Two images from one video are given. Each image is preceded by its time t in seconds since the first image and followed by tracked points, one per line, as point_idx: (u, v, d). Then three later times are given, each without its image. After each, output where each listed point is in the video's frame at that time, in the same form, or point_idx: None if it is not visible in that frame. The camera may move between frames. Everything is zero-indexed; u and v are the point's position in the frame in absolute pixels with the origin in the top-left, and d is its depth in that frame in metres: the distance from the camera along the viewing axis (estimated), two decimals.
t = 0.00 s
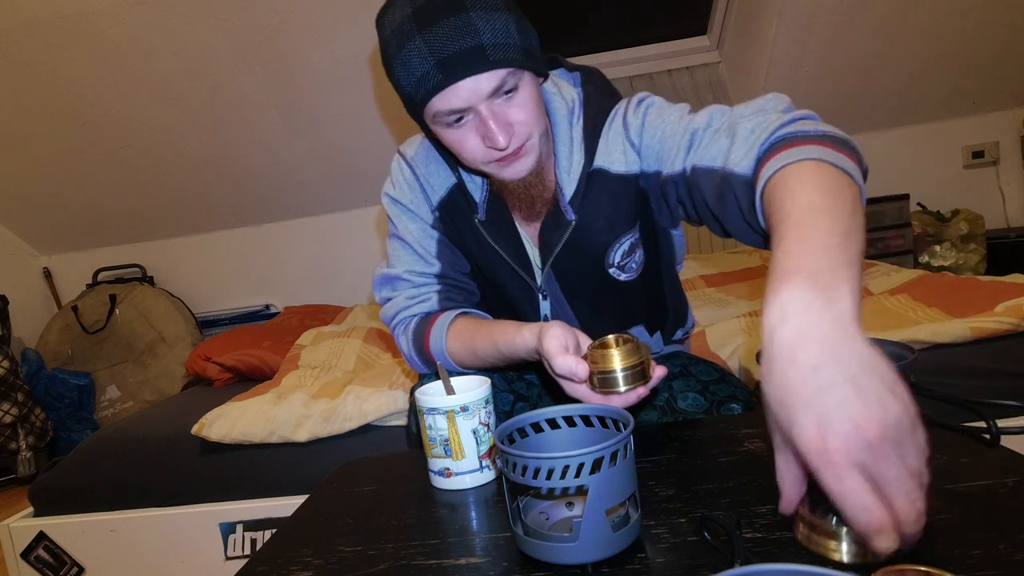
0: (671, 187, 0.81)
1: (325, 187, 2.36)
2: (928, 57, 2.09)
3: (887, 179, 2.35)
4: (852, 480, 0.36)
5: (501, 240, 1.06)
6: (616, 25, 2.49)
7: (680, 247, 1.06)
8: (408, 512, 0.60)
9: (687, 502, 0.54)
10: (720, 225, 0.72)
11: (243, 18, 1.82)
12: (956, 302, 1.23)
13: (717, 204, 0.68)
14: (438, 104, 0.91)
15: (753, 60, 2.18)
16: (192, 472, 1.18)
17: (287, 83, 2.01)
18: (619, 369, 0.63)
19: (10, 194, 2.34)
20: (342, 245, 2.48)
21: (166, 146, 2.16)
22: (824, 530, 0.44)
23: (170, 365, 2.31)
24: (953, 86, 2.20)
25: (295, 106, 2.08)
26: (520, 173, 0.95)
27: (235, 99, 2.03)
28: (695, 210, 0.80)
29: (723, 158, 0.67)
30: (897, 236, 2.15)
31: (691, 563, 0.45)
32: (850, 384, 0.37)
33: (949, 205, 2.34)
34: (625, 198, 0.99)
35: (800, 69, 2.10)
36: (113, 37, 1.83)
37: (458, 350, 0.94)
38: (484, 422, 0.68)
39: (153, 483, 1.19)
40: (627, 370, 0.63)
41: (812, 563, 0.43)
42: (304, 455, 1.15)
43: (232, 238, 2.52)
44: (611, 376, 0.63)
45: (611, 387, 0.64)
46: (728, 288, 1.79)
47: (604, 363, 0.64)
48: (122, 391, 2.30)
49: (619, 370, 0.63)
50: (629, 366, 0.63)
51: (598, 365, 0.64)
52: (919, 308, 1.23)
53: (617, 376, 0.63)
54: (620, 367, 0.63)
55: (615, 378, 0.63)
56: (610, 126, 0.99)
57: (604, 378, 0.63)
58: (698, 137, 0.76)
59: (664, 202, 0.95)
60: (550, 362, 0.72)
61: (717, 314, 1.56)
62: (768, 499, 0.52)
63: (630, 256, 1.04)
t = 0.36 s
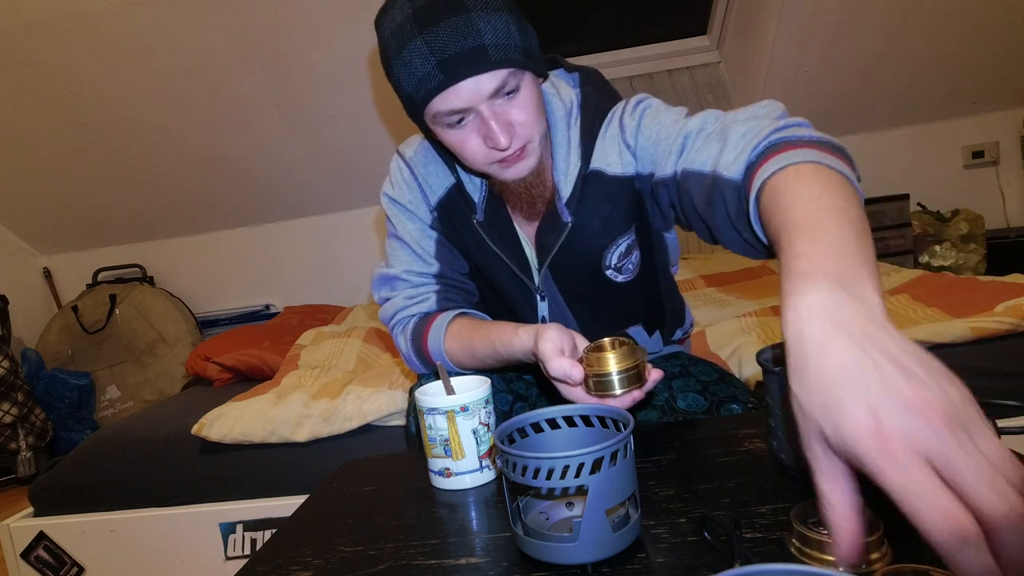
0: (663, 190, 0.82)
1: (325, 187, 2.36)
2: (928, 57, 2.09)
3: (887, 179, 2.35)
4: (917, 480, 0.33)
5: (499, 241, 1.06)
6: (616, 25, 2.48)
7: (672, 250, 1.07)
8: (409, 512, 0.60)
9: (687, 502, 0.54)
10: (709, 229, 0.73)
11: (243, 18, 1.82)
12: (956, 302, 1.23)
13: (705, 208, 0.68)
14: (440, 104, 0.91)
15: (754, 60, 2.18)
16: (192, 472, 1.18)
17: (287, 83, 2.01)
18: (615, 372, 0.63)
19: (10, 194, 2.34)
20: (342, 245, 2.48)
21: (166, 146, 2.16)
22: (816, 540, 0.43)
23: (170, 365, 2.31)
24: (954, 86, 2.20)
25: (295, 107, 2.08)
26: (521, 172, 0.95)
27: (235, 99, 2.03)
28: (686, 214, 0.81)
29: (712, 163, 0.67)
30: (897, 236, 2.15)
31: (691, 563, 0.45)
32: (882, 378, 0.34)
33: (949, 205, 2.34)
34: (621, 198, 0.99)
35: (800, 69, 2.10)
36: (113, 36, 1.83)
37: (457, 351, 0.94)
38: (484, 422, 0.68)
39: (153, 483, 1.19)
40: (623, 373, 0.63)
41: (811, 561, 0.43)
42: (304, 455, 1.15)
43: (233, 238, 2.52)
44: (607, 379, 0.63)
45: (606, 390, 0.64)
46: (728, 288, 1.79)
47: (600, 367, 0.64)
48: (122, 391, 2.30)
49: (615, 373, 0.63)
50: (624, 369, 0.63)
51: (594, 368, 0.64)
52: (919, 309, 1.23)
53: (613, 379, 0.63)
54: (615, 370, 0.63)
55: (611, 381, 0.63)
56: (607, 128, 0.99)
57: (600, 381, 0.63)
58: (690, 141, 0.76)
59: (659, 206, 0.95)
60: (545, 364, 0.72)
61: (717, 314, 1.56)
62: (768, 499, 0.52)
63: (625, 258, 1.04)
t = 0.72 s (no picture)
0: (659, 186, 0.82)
1: (325, 187, 2.36)
2: (928, 57, 2.09)
3: (887, 179, 2.35)
4: (902, 404, 0.29)
5: (498, 237, 1.06)
6: (616, 25, 2.48)
7: (670, 247, 1.07)
8: (409, 512, 0.60)
9: (687, 502, 0.54)
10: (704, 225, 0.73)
11: (243, 18, 1.82)
12: (956, 302, 1.23)
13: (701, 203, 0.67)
14: (432, 100, 0.90)
15: (754, 60, 2.18)
16: (192, 472, 1.18)
17: (287, 83, 2.01)
18: (615, 363, 0.62)
19: (10, 194, 2.34)
20: (342, 245, 2.48)
21: (166, 146, 2.16)
22: (816, 539, 0.43)
23: (170, 365, 2.31)
24: (954, 86, 2.20)
25: (295, 107, 2.08)
26: (515, 168, 0.96)
27: (235, 99, 2.03)
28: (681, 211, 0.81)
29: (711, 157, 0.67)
30: (897, 236, 2.14)
31: (692, 563, 0.45)
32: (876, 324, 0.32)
33: (949, 205, 2.34)
34: (620, 194, 0.99)
35: (800, 69, 2.10)
36: (113, 36, 1.83)
37: (458, 348, 0.94)
38: (484, 422, 0.68)
39: (153, 483, 1.19)
40: (623, 363, 0.63)
41: (809, 561, 0.43)
42: (304, 455, 1.15)
43: (233, 238, 2.52)
44: (606, 370, 0.62)
45: (607, 381, 0.63)
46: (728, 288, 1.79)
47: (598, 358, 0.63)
48: (122, 391, 2.30)
49: (615, 364, 0.62)
50: (624, 359, 0.63)
51: (592, 361, 0.63)
52: (919, 308, 1.23)
53: (613, 369, 0.62)
54: (615, 360, 0.62)
55: (612, 372, 0.63)
56: (605, 125, 0.99)
57: (599, 371, 0.63)
58: (687, 138, 0.77)
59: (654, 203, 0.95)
60: (543, 358, 0.72)
61: (717, 314, 1.56)
62: (769, 499, 0.52)
63: (625, 254, 1.04)
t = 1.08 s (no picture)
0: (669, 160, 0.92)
1: (325, 187, 2.36)
2: (929, 57, 2.09)
3: (887, 179, 2.36)
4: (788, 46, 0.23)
5: (496, 231, 1.06)
6: (615, 25, 2.48)
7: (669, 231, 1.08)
8: (409, 512, 0.60)
9: (687, 503, 0.54)
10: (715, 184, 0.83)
11: (243, 18, 1.82)
12: (955, 302, 1.23)
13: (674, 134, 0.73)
14: (421, 98, 0.91)
15: (754, 59, 2.18)
16: (192, 472, 1.18)
17: (287, 83, 2.01)
18: (620, 342, 0.61)
19: (10, 194, 2.34)
20: (342, 245, 2.49)
21: (166, 146, 2.16)
22: (816, 540, 0.43)
23: (170, 365, 2.31)
24: (954, 86, 2.20)
25: (295, 107, 2.08)
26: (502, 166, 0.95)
27: (235, 99, 2.03)
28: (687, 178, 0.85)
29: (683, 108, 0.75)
30: (897, 236, 2.14)
31: (692, 563, 0.45)
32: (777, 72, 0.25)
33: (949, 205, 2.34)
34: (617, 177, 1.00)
35: (800, 69, 2.10)
36: (112, 36, 1.83)
37: (469, 343, 0.94)
38: (484, 422, 0.68)
39: (153, 483, 1.19)
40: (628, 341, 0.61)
41: (810, 560, 0.43)
42: (304, 455, 1.15)
43: (233, 238, 2.52)
44: (612, 349, 0.61)
45: (611, 360, 0.62)
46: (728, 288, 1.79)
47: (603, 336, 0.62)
48: (122, 391, 2.30)
49: (620, 343, 0.61)
50: (629, 337, 0.61)
51: (598, 338, 0.62)
52: (919, 308, 1.23)
53: (617, 348, 0.61)
54: (620, 339, 0.61)
55: (616, 352, 0.61)
56: (596, 115, 1.02)
57: (605, 351, 0.61)
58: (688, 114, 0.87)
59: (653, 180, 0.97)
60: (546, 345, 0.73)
61: (718, 314, 1.56)
62: (769, 500, 0.52)
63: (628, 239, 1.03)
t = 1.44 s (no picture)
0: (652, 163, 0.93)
1: (325, 187, 2.36)
2: (929, 57, 2.09)
3: (887, 179, 2.36)
4: None
5: (482, 233, 1.05)
6: (615, 25, 2.48)
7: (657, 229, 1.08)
8: (409, 512, 0.60)
9: (687, 503, 0.54)
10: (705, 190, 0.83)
11: (243, 18, 1.82)
12: (956, 302, 1.23)
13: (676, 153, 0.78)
14: (398, 110, 0.93)
15: (754, 59, 2.18)
16: (192, 472, 1.18)
17: (287, 83, 2.01)
18: (604, 313, 0.58)
19: (9, 194, 2.34)
20: (343, 245, 2.49)
21: (165, 146, 2.16)
22: (816, 539, 0.43)
23: (170, 365, 2.31)
24: (954, 86, 2.19)
25: (295, 107, 2.08)
26: (480, 172, 0.96)
27: (235, 99, 2.03)
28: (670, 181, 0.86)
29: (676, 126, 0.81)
30: (897, 236, 2.14)
31: (692, 563, 0.45)
32: None
33: (949, 205, 2.34)
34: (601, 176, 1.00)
35: (800, 69, 2.10)
36: (112, 36, 1.83)
37: (464, 340, 0.94)
38: (484, 422, 0.68)
39: (153, 483, 1.19)
40: (614, 314, 0.58)
41: (810, 560, 0.43)
42: (304, 455, 1.15)
43: (233, 238, 2.52)
44: (596, 321, 0.58)
45: (594, 334, 0.59)
46: (727, 288, 1.79)
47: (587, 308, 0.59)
48: (122, 391, 2.30)
49: (603, 315, 0.58)
50: (613, 309, 0.58)
51: (582, 311, 0.59)
52: (918, 308, 1.23)
53: (601, 321, 0.58)
54: (605, 310, 0.58)
55: (598, 324, 0.58)
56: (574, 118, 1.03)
57: (589, 324, 0.59)
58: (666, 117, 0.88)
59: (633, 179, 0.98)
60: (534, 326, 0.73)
61: (717, 314, 1.56)
62: (769, 499, 0.52)
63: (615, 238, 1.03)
